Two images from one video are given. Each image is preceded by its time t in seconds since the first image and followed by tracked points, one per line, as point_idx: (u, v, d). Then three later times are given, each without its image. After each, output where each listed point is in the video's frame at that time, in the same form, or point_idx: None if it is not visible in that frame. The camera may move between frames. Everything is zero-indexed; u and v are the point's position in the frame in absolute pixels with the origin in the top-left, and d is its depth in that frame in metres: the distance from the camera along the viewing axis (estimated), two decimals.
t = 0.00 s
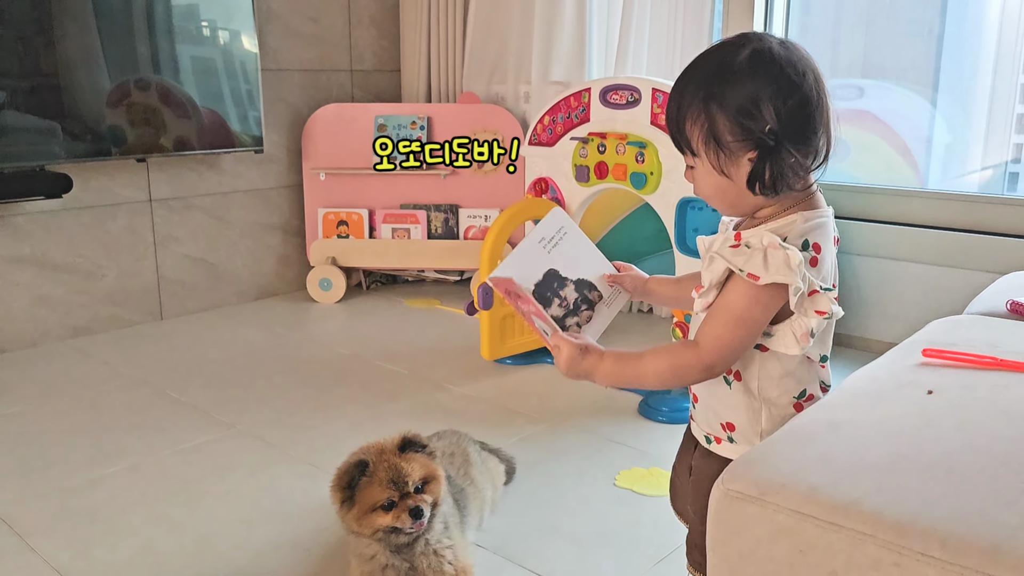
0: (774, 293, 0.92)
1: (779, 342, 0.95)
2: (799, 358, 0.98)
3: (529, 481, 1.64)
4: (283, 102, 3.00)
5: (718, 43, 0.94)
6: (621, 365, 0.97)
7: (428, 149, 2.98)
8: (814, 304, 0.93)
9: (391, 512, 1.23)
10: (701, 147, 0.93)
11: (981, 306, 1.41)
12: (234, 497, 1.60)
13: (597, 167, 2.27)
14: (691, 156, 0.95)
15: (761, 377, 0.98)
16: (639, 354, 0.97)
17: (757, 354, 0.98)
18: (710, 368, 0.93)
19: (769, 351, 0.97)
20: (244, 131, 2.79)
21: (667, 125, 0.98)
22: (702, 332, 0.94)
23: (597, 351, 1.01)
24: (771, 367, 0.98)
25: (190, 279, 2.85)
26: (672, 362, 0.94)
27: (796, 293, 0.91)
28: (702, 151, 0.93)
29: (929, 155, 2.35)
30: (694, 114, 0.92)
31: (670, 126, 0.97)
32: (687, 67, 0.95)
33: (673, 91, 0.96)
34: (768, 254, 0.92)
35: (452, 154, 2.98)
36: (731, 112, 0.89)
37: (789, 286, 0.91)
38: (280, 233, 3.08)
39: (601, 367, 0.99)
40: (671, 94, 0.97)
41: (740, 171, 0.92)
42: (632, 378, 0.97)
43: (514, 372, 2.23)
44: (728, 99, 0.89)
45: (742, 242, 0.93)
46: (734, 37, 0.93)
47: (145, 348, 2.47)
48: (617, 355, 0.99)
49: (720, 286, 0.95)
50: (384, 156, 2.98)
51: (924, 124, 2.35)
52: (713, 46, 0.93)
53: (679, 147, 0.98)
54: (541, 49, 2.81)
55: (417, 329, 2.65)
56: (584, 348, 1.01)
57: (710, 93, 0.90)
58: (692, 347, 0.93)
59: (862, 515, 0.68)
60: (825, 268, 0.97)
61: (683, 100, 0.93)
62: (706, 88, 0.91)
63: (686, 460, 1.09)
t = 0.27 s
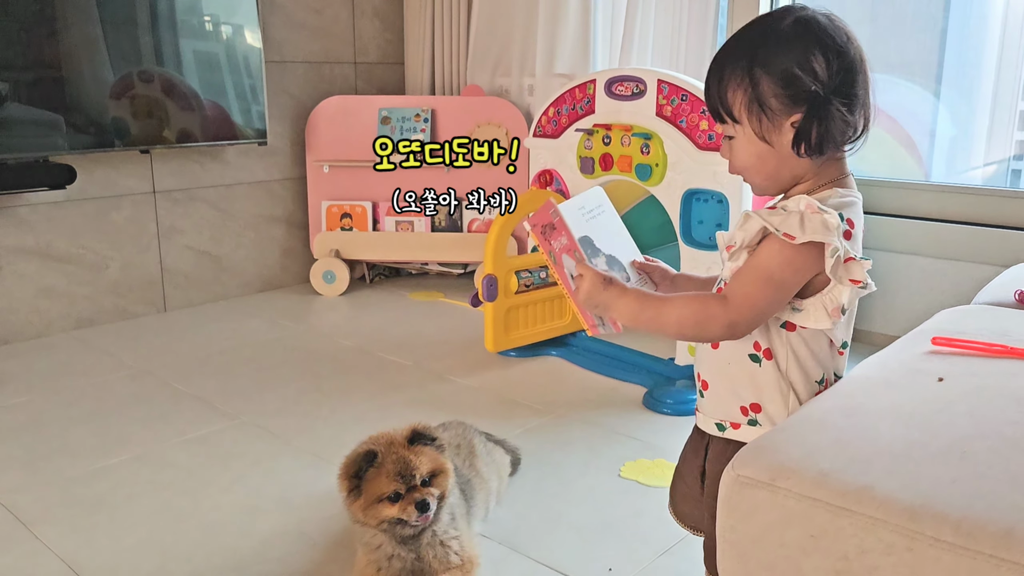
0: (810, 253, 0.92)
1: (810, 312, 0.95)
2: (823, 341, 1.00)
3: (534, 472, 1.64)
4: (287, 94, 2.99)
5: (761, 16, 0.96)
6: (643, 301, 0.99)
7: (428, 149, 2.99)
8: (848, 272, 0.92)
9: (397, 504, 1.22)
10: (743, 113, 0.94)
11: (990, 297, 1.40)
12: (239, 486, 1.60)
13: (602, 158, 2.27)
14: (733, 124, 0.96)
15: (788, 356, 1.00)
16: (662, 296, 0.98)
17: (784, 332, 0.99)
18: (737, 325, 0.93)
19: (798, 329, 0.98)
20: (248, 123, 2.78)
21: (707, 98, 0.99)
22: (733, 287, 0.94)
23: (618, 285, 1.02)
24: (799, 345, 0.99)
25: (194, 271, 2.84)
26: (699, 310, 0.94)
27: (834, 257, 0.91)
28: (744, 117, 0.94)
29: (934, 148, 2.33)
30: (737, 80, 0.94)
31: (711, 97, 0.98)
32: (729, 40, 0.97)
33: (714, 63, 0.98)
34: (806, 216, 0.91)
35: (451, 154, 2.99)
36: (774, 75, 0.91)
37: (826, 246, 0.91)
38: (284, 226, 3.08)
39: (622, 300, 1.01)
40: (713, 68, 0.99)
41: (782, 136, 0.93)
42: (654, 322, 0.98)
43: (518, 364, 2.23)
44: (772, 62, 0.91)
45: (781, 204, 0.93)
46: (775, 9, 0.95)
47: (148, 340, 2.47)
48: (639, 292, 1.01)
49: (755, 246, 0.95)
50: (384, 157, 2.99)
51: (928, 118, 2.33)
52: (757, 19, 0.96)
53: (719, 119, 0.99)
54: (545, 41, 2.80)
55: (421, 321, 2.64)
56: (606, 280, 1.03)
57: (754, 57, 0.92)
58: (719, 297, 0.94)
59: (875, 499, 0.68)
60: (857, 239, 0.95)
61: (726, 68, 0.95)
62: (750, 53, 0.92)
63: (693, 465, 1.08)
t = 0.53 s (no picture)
0: (848, 241, 0.91)
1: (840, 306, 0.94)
2: (839, 336, 0.99)
3: (536, 467, 1.65)
4: (289, 89, 2.99)
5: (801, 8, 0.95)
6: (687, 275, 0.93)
7: (428, 149, 2.99)
8: (880, 265, 0.92)
9: (400, 500, 1.23)
10: (784, 101, 0.92)
11: (991, 293, 1.41)
12: (242, 481, 1.60)
13: (603, 154, 2.28)
14: (771, 112, 0.94)
15: (804, 349, 0.99)
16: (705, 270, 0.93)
17: (803, 325, 0.98)
18: (778, 307, 0.90)
19: (818, 322, 0.98)
20: (249, 118, 2.78)
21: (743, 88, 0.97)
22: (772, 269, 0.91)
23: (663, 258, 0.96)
24: (815, 339, 0.99)
25: (196, 266, 2.85)
26: (744, 287, 0.90)
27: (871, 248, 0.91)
28: (785, 104, 0.92)
29: (935, 145, 2.33)
30: (780, 66, 0.92)
31: (748, 86, 0.96)
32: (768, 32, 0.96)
33: (753, 54, 0.96)
34: (845, 205, 0.91)
35: (452, 154, 3.00)
36: (820, 61, 0.89)
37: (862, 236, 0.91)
38: (285, 221, 3.08)
39: (666, 272, 0.94)
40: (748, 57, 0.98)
41: (822, 125, 0.91)
42: (696, 301, 0.93)
43: (520, 360, 2.23)
44: (819, 48, 0.89)
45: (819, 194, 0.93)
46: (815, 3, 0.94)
47: (150, 335, 2.48)
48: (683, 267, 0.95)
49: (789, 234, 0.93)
50: (384, 157, 2.99)
51: (930, 115, 2.32)
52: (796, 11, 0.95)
53: (755, 109, 0.97)
54: (547, 37, 2.80)
55: (422, 316, 2.65)
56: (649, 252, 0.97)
57: (799, 45, 0.91)
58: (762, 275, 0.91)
59: (879, 495, 0.69)
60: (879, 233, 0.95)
61: (768, 56, 0.93)
62: (794, 40, 0.91)
63: (700, 461, 1.09)
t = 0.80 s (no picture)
0: (863, 234, 0.92)
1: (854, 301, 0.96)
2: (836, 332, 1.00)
3: (531, 462, 1.65)
4: (286, 85, 2.99)
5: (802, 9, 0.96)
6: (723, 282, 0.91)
7: (428, 149, 3.00)
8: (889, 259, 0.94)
9: (394, 495, 1.23)
10: (798, 96, 0.92)
11: (984, 289, 1.42)
12: (239, 476, 1.61)
13: (600, 151, 2.28)
14: (782, 108, 0.94)
15: (805, 343, 0.99)
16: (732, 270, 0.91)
17: (808, 320, 0.99)
18: (809, 302, 0.90)
19: (822, 318, 0.99)
20: (246, 115, 2.79)
21: (750, 85, 0.97)
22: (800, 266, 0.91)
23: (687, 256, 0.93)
24: (815, 334, 0.99)
25: (193, 262, 2.85)
26: (778, 285, 0.89)
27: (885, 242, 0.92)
28: (799, 100, 0.92)
29: (931, 142, 2.33)
30: (792, 63, 0.92)
31: (757, 82, 0.96)
32: (774, 31, 0.96)
33: (760, 52, 0.96)
34: (859, 200, 0.92)
35: (451, 154, 3.01)
36: (835, 58, 0.90)
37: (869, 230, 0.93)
38: (282, 217, 3.08)
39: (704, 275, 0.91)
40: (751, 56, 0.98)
41: (834, 122, 0.92)
42: (733, 301, 0.91)
43: (516, 356, 2.24)
44: (833, 46, 0.90)
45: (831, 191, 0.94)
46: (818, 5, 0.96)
47: (147, 331, 2.48)
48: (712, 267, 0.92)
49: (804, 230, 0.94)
50: (384, 157, 2.99)
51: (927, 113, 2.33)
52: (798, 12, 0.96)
53: (761, 105, 0.96)
54: (544, 34, 2.80)
55: (419, 313, 2.65)
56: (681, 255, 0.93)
57: (813, 41, 0.91)
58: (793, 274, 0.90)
59: (869, 488, 0.69)
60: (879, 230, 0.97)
61: (780, 52, 0.93)
62: (808, 37, 0.92)
63: (690, 457, 1.08)
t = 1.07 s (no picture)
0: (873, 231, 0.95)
1: (861, 297, 0.99)
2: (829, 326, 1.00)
3: (526, 459, 1.66)
4: (281, 83, 2.99)
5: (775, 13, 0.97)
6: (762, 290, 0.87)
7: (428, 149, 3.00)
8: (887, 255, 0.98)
9: (386, 493, 1.24)
10: (791, 99, 0.92)
11: (976, 286, 1.42)
12: (233, 473, 1.61)
13: (594, 149, 2.28)
14: (775, 112, 0.93)
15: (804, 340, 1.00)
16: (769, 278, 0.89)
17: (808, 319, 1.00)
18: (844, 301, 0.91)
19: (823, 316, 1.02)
20: (241, 112, 2.78)
21: (736, 92, 0.96)
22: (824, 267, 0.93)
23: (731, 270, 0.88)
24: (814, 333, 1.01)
25: (188, 260, 2.85)
26: (823, 288, 0.89)
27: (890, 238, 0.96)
28: (791, 103, 0.92)
29: (926, 140, 2.34)
30: (783, 66, 0.92)
31: (744, 89, 0.95)
32: (754, 36, 0.96)
33: (742, 58, 0.96)
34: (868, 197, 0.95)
35: (452, 154, 3.00)
36: (824, 57, 0.91)
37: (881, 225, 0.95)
38: (277, 214, 3.08)
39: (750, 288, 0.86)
40: (731, 63, 0.97)
41: (826, 121, 0.93)
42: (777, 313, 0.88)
43: (511, 353, 2.24)
44: (820, 46, 0.91)
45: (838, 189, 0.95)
46: (790, 7, 0.96)
47: (141, 329, 2.48)
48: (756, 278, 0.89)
49: (817, 231, 0.95)
50: (384, 157, 2.99)
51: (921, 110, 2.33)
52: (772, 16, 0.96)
53: (751, 111, 0.95)
54: (539, 31, 2.81)
55: (414, 310, 2.65)
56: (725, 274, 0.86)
57: (800, 43, 0.91)
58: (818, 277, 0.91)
59: (857, 484, 0.70)
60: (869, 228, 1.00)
61: (768, 57, 0.93)
62: (794, 39, 0.92)
63: (678, 457, 1.08)
